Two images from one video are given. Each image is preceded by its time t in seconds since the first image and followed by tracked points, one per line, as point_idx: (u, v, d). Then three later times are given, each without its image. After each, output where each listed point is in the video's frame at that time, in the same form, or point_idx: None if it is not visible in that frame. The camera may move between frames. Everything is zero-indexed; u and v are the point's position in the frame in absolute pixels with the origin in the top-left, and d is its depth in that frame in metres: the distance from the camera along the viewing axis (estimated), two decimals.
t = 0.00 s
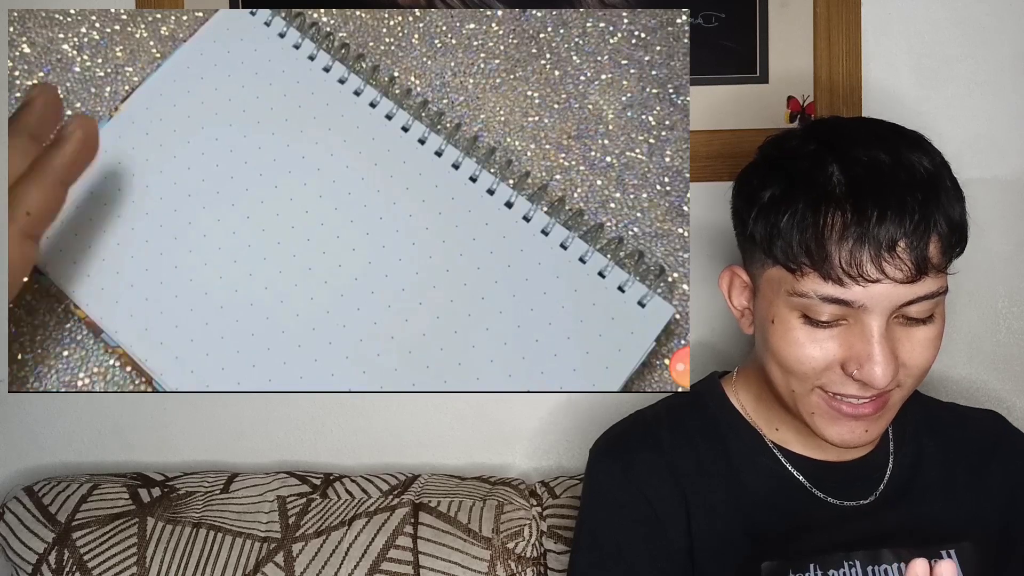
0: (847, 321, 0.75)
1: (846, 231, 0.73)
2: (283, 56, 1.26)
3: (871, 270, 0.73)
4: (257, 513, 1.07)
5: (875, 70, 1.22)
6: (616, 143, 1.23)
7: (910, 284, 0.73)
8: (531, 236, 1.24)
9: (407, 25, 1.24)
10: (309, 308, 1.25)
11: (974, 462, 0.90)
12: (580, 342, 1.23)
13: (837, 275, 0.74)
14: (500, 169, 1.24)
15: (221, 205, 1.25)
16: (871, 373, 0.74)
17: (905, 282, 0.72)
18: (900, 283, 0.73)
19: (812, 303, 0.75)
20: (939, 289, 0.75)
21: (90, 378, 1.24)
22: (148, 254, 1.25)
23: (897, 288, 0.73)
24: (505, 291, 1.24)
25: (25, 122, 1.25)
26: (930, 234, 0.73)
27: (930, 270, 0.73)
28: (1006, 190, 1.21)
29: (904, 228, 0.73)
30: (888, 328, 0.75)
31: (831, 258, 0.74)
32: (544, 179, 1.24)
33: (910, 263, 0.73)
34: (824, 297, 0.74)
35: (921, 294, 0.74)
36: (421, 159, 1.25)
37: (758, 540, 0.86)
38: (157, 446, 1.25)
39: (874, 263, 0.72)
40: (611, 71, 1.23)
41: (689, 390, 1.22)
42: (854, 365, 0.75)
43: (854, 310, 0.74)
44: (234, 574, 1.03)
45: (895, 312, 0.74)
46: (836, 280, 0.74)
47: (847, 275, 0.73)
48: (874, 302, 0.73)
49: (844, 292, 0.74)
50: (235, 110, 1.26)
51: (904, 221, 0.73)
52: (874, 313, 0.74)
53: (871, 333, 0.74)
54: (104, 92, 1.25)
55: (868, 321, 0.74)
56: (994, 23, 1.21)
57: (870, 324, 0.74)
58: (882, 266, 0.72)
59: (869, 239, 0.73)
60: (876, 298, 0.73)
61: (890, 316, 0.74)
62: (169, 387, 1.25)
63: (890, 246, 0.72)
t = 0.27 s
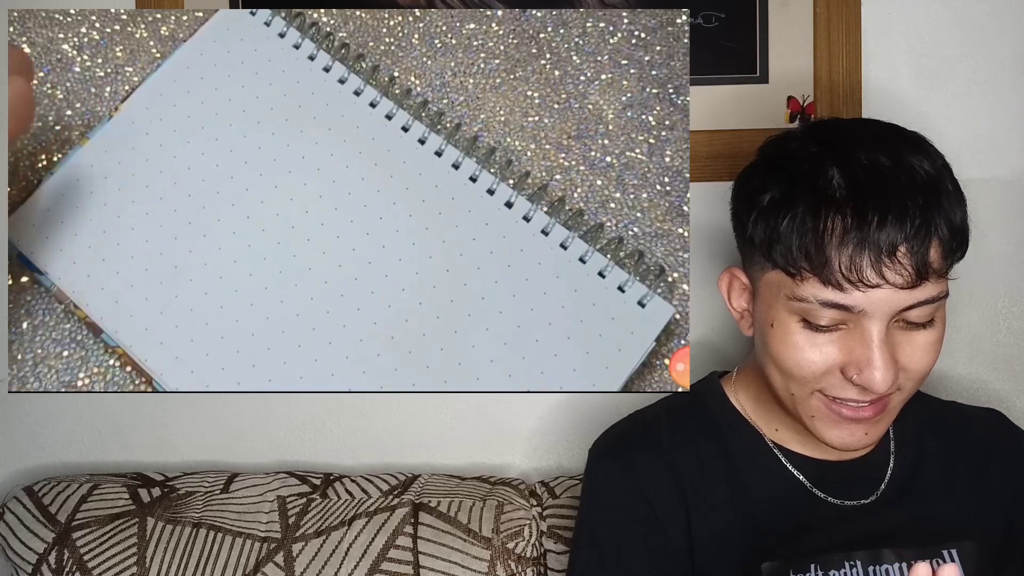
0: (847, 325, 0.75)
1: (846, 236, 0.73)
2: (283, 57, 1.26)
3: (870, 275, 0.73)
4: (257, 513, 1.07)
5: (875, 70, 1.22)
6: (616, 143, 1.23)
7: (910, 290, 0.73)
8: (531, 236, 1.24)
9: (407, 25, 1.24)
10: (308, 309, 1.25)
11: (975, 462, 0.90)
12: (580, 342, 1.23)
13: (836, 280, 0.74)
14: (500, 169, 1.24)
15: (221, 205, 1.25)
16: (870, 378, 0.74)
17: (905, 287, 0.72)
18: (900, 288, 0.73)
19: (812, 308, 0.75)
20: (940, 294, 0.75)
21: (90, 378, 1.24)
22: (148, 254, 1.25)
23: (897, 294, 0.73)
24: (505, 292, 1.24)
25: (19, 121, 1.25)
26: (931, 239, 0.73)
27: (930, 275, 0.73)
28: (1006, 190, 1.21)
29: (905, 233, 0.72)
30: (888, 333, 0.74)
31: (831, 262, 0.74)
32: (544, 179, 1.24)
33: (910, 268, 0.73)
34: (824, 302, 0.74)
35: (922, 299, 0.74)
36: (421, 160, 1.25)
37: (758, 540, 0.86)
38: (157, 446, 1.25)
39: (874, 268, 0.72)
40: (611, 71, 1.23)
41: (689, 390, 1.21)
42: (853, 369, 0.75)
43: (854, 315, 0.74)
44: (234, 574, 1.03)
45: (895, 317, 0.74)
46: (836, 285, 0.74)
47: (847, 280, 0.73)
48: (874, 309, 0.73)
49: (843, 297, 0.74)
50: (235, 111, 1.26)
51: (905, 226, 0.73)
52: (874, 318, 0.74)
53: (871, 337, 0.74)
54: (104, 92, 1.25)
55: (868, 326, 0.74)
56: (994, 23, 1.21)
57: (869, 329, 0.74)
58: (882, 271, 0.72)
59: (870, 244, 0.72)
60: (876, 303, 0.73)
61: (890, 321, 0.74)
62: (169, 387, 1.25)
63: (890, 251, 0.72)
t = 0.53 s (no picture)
0: (846, 325, 0.75)
1: (846, 236, 0.73)
2: (283, 57, 1.26)
3: (870, 274, 0.73)
4: (257, 513, 1.07)
5: (875, 70, 1.22)
6: (616, 143, 1.23)
7: (909, 289, 0.73)
8: (531, 236, 1.24)
9: (407, 25, 1.24)
10: (308, 309, 1.25)
11: (975, 462, 0.90)
12: (580, 342, 1.23)
13: (835, 279, 0.74)
14: (500, 169, 1.24)
15: (221, 205, 1.25)
16: (870, 378, 0.74)
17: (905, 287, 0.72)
18: (899, 288, 0.73)
19: (811, 307, 0.75)
20: (939, 293, 0.75)
21: (90, 379, 1.24)
22: (148, 254, 1.25)
23: (897, 294, 0.73)
24: (505, 292, 1.24)
25: (18, 120, 1.25)
26: (930, 239, 0.73)
27: (930, 274, 0.73)
28: (1006, 190, 1.21)
29: (905, 233, 0.72)
30: (887, 332, 0.74)
31: (830, 262, 0.74)
32: (544, 179, 1.24)
33: (909, 268, 0.73)
34: (823, 301, 0.74)
35: (921, 298, 0.74)
36: (421, 160, 1.25)
37: (758, 540, 0.85)
38: (157, 446, 1.25)
39: (874, 268, 0.72)
40: (611, 71, 1.23)
41: (689, 390, 1.22)
42: (853, 369, 0.75)
43: (853, 314, 0.74)
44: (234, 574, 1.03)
45: (894, 316, 0.74)
46: (835, 285, 0.74)
47: (846, 279, 0.73)
48: (873, 308, 0.73)
49: (843, 297, 0.74)
50: (235, 111, 1.26)
51: (904, 225, 0.73)
52: (873, 318, 0.74)
53: (870, 337, 0.74)
54: (104, 92, 1.25)
55: (867, 325, 0.74)
56: (994, 23, 1.21)
57: (869, 329, 0.74)
58: (882, 271, 0.72)
59: (869, 244, 0.72)
60: (875, 302, 0.73)
61: (889, 321, 0.74)
62: (169, 387, 1.25)
63: (890, 250, 0.72)
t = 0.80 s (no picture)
0: (846, 324, 0.75)
1: (845, 234, 0.73)
2: (283, 56, 1.26)
3: (869, 273, 0.73)
4: (257, 513, 1.07)
5: (875, 70, 1.22)
6: (616, 143, 1.23)
7: (909, 288, 0.73)
8: (531, 236, 1.24)
9: (407, 25, 1.25)
10: (308, 309, 1.25)
11: (976, 462, 0.90)
12: (580, 342, 1.23)
13: (835, 278, 0.74)
14: (500, 169, 1.24)
15: (221, 205, 1.25)
16: (870, 376, 0.74)
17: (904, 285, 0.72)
18: (899, 286, 0.73)
19: (810, 306, 0.75)
20: (939, 292, 0.75)
21: (90, 378, 1.24)
22: (148, 254, 1.25)
23: (896, 292, 0.73)
24: (505, 292, 1.24)
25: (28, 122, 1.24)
26: (929, 237, 0.73)
27: (929, 273, 0.73)
28: (1006, 190, 1.21)
29: (904, 231, 0.72)
30: (887, 331, 0.75)
31: (830, 261, 0.74)
32: (544, 179, 1.24)
33: (909, 266, 0.73)
34: (823, 300, 0.74)
35: (920, 297, 0.74)
36: (421, 160, 1.25)
37: (759, 540, 0.85)
38: (157, 446, 1.25)
39: (873, 266, 0.72)
40: (611, 71, 1.23)
41: (689, 390, 1.21)
42: (852, 367, 0.75)
43: (853, 313, 0.74)
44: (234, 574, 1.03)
45: (894, 315, 0.74)
46: (835, 283, 0.74)
47: (846, 278, 0.73)
48: (872, 306, 0.73)
49: (842, 295, 0.74)
50: (235, 110, 1.26)
51: (904, 224, 0.73)
52: (872, 316, 0.74)
53: (870, 336, 0.74)
54: (104, 92, 1.25)
55: (866, 324, 0.74)
56: (994, 23, 1.21)
57: (868, 327, 0.74)
58: (881, 269, 0.72)
59: (868, 242, 0.72)
60: (875, 301, 0.73)
61: (889, 319, 0.74)
62: (168, 387, 1.25)
63: (889, 248, 0.72)
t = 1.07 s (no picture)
0: (846, 325, 0.75)
1: (845, 236, 0.73)
2: (283, 56, 1.26)
3: (869, 275, 0.73)
4: (257, 513, 1.07)
5: (875, 70, 1.22)
6: (616, 143, 1.23)
7: (909, 290, 0.73)
8: (531, 236, 1.24)
9: (407, 25, 1.24)
10: (308, 309, 1.25)
11: (976, 462, 0.90)
12: (580, 342, 1.23)
13: (835, 280, 0.74)
14: (500, 169, 1.24)
15: (221, 205, 1.25)
16: (870, 378, 0.74)
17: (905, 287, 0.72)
18: (899, 288, 0.73)
19: (810, 307, 0.75)
20: (939, 294, 0.75)
21: (90, 378, 1.24)
22: (148, 254, 1.25)
23: (896, 294, 0.73)
24: (505, 292, 1.24)
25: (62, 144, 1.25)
26: (930, 238, 0.73)
27: (930, 275, 0.73)
28: (1006, 190, 1.21)
29: (904, 233, 0.72)
30: (887, 332, 0.75)
31: (830, 262, 0.74)
32: (544, 179, 1.24)
33: (909, 268, 0.73)
34: (823, 301, 0.74)
35: (920, 299, 0.74)
36: (421, 160, 1.25)
37: (758, 540, 0.85)
38: (157, 446, 1.25)
39: (873, 268, 0.72)
40: (611, 71, 1.23)
41: (689, 390, 1.21)
42: (852, 369, 0.75)
43: (853, 315, 0.74)
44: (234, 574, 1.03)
45: (894, 317, 0.74)
46: (835, 285, 0.74)
47: (846, 280, 0.73)
48: (873, 309, 0.73)
49: (842, 297, 0.74)
50: (235, 110, 1.26)
51: (904, 225, 0.72)
52: (872, 318, 0.74)
53: (870, 338, 0.74)
54: (104, 92, 1.25)
55: (866, 326, 0.74)
56: (994, 23, 1.21)
57: (868, 329, 0.74)
58: (881, 271, 0.72)
59: (869, 244, 0.72)
60: (875, 303, 0.73)
61: (889, 321, 0.74)
62: (169, 387, 1.25)
63: (890, 250, 0.72)
